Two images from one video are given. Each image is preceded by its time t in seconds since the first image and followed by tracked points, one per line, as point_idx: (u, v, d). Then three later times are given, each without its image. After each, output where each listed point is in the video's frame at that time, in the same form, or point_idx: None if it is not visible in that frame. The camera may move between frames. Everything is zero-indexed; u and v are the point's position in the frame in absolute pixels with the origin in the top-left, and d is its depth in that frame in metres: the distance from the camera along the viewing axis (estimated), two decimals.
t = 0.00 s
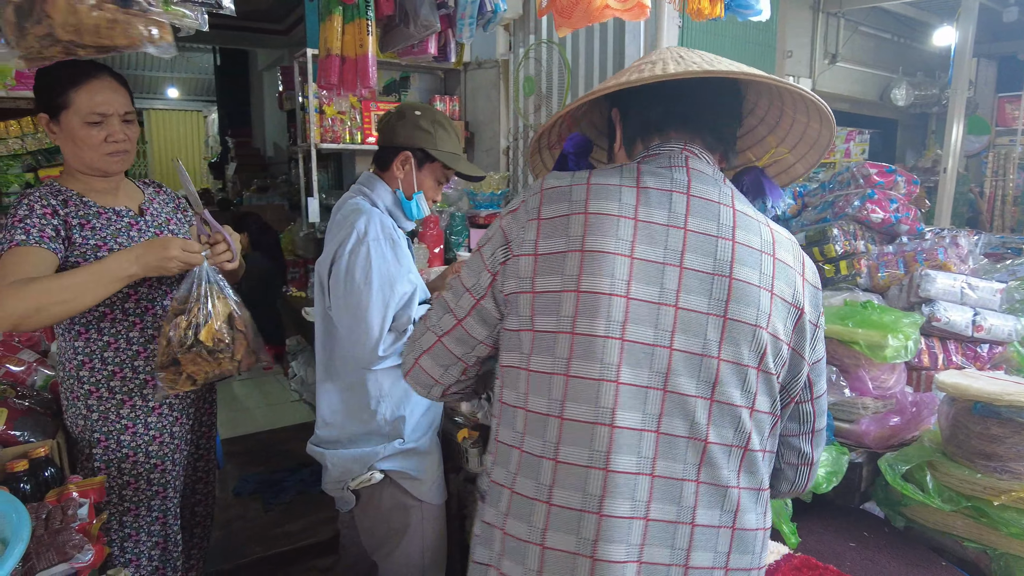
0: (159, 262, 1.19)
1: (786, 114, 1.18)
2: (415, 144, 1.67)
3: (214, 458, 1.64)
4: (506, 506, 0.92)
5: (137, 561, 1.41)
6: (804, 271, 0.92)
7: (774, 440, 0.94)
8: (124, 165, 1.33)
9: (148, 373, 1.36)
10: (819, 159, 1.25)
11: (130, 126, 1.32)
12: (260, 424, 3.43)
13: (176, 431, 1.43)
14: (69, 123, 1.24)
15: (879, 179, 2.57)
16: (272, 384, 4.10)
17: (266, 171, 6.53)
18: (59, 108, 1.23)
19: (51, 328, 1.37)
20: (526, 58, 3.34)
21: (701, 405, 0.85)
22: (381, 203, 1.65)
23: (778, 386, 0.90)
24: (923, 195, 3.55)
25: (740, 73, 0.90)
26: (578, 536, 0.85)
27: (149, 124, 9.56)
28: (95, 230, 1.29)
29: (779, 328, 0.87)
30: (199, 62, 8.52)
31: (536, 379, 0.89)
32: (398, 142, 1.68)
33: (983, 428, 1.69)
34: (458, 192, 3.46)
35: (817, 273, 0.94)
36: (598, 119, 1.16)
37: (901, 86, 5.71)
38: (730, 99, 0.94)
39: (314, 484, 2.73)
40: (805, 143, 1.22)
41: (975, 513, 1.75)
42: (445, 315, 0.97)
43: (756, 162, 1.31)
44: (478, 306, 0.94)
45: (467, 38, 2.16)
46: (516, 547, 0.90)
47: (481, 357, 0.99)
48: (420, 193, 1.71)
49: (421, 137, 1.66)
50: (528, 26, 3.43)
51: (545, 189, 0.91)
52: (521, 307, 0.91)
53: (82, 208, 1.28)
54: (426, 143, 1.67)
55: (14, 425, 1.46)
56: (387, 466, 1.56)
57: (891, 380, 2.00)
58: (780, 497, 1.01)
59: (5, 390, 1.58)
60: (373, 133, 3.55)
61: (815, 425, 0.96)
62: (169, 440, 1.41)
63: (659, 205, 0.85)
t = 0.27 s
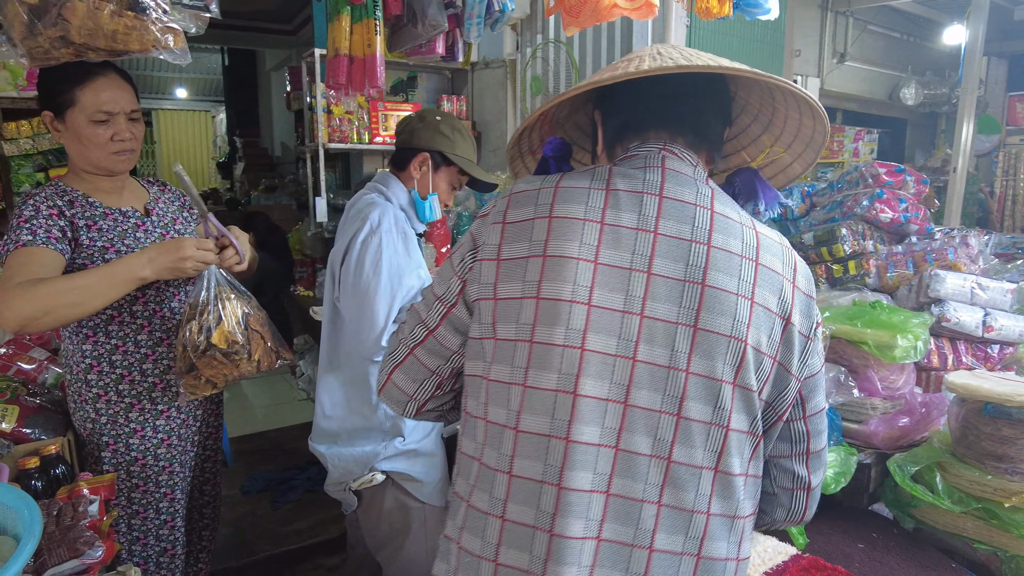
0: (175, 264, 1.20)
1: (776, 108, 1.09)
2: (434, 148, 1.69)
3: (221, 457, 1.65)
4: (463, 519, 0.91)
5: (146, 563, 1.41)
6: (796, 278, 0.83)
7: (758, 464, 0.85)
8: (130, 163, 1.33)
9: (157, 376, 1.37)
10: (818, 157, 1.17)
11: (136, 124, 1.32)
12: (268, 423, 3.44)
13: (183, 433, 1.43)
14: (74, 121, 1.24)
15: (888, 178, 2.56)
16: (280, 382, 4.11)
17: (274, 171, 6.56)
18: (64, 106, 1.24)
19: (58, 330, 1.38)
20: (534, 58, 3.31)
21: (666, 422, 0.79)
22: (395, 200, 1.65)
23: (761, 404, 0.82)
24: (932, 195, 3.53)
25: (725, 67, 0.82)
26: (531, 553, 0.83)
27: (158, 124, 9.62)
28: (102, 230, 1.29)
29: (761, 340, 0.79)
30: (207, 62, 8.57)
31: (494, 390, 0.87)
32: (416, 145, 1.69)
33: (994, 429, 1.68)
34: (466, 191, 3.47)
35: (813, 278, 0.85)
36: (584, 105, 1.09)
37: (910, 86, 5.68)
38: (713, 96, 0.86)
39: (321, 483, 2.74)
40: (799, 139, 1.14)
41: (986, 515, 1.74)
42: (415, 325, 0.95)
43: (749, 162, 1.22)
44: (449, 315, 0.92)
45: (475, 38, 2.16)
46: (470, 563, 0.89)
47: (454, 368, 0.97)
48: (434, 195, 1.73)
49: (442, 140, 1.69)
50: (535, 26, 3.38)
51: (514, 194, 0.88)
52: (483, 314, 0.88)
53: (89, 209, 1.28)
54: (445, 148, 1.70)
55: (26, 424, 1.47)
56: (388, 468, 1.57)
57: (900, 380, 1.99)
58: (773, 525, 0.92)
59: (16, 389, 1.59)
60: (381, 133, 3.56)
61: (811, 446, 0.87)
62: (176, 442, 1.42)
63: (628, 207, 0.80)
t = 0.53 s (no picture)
0: (184, 265, 1.19)
1: (780, 106, 1.08)
2: (444, 149, 1.69)
3: (228, 457, 1.66)
4: (438, 530, 0.89)
5: (152, 565, 1.42)
6: (789, 290, 0.79)
7: (742, 484, 0.82)
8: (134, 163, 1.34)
9: (165, 378, 1.38)
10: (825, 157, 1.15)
11: (140, 123, 1.33)
12: (275, 422, 3.46)
13: (190, 435, 1.44)
14: (79, 121, 1.25)
15: (897, 178, 2.54)
16: (287, 382, 4.13)
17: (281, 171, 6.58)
18: (68, 106, 1.24)
19: (63, 332, 1.39)
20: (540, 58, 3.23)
21: (644, 439, 0.76)
22: (408, 197, 1.66)
23: (746, 422, 0.78)
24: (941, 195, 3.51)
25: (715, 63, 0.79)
26: (500, 569, 0.80)
27: (167, 124, 9.68)
28: (108, 232, 1.29)
29: (748, 355, 0.76)
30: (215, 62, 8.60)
31: (470, 400, 0.85)
32: (427, 146, 1.69)
33: (1003, 432, 1.67)
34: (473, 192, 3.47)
35: (808, 290, 0.81)
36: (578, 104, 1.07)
37: (919, 85, 5.64)
38: (711, 93, 0.82)
39: (328, 483, 2.75)
40: (804, 138, 1.13)
41: (995, 518, 1.73)
42: (396, 327, 0.96)
43: (756, 162, 1.20)
44: (427, 319, 0.92)
45: (481, 38, 2.17)
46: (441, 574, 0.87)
47: (433, 373, 0.97)
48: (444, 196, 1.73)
49: (451, 142, 1.69)
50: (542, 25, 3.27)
51: (495, 196, 0.85)
52: (461, 320, 0.86)
53: (94, 210, 1.29)
54: (455, 148, 1.69)
55: (35, 423, 1.49)
56: (394, 468, 1.58)
57: (908, 382, 1.98)
58: (760, 544, 0.89)
59: (24, 387, 1.60)
60: (388, 133, 3.56)
61: (800, 470, 0.84)
62: (184, 444, 1.43)
63: (611, 212, 0.77)
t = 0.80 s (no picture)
0: (186, 270, 1.19)
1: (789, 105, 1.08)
2: (452, 149, 1.69)
3: (233, 456, 1.67)
4: (433, 535, 0.90)
5: (157, 566, 1.42)
6: (794, 293, 0.77)
7: (742, 491, 0.80)
8: (137, 163, 1.34)
9: (168, 380, 1.38)
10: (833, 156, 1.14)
11: (141, 121, 1.34)
12: (282, 421, 3.47)
13: (194, 436, 1.45)
14: (80, 121, 1.26)
15: (905, 178, 2.52)
16: (293, 381, 4.14)
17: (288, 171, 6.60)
18: (68, 106, 1.25)
19: (68, 334, 1.39)
20: (546, 58, 3.24)
21: (641, 445, 0.75)
22: (416, 195, 1.65)
23: (746, 429, 0.77)
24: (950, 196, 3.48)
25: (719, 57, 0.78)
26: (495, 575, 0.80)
27: (175, 124, 9.73)
28: (109, 234, 1.29)
29: (748, 361, 0.74)
30: (222, 62, 8.65)
31: (465, 403, 0.85)
32: (435, 147, 1.69)
33: (1013, 434, 1.66)
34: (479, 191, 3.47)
35: (812, 293, 0.78)
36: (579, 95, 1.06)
37: (927, 84, 5.60)
38: (717, 89, 0.82)
39: (334, 482, 2.76)
40: (812, 137, 1.12)
41: (1005, 521, 1.71)
42: (397, 327, 0.97)
43: (762, 161, 1.19)
44: (423, 319, 0.93)
45: (487, 38, 2.16)
46: None
47: (432, 373, 0.97)
48: (452, 196, 1.73)
49: (460, 142, 1.69)
50: (549, 25, 3.31)
51: (494, 197, 0.85)
52: (458, 322, 0.87)
53: (96, 212, 1.29)
54: (463, 148, 1.69)
55: (42, 422, 1.50)
56: (402, 467, 1.58)
57: (916, 383, 1.96)
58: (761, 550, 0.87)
59: (32, 386, 1.61)
60: (394, 133, 3.56)
61: (805, 476, 0.81)
62: (187, 445, 1.43)
63: (609, 214, 0.76)
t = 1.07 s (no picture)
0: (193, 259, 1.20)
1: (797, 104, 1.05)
2: (462, 149, 1.69)
3: (238, 455, 1.68)
4: (438, 534, 0.90)
5: (163, 565, 1.43)
6: (799, 294, 0.76)
7: (748, 492, 0.80)
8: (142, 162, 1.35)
9: (173, 380, 1.39)
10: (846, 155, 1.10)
11: (144, 119, 1.34)
12: (288, 420, 3.49)
13: (199, 436, 1.46)
14: (84, 121, 1.27)
15: (913, 178, 2.51)
16: (300, 380, 4.16)
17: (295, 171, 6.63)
18: (72, 106, 1.26)
19: (74, 334, 1.40)
20: (553, 57, 3.22)
21: (646, 446, 0.74)
22: (426, 195, 1.65)
23: (752, 430, 0.76)
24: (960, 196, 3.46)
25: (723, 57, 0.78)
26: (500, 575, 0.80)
27: (182, 124, 9.77)
28: (114, 234, 1.30)
29: (754, 361, 0.73)
30: (229, 62, 8.69)
31: (471, 403, 0.85)
32: (445, 147, 1.69)
33: None
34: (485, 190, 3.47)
35: (819, 294, 0.78)
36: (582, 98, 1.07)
37: (936, 83, 5.56)
38: (723, 88, 0.81)
39: (340, 481, 2.77)
40: (823, 136, 1.09)
41: (1015, 524, 1.70)
42: (404, 327, 0.98)
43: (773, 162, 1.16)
44: (429, 318, 0.93)
45: (493, 38, 2.17)
46: None
47: (438, 373, 0.97)
48: (462, 196, 1.73)
49: (471, 144, 1.69)
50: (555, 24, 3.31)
51: (499, 197, 0.85)
52: (463, 322, 0.87)
53: (102, 212, 1.30)
54: (473, 148, 1.69)
55: (50, 420, 1.51)
56: (410, 466, 1.60)
57: (925, 384, 1.96)
58: (769, 552, 0.86)
59: (41, 385, 1.63)
60: (400, 133, 3.57)
61: (811, 477, 0.81)
62: (192, 445, 1.44)
63: (614, 214, 0.76)
